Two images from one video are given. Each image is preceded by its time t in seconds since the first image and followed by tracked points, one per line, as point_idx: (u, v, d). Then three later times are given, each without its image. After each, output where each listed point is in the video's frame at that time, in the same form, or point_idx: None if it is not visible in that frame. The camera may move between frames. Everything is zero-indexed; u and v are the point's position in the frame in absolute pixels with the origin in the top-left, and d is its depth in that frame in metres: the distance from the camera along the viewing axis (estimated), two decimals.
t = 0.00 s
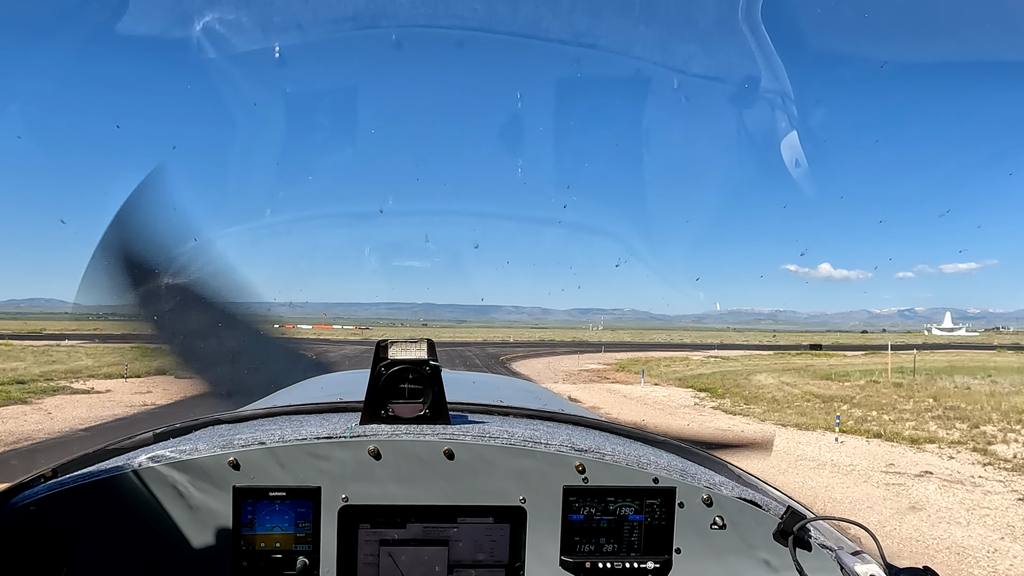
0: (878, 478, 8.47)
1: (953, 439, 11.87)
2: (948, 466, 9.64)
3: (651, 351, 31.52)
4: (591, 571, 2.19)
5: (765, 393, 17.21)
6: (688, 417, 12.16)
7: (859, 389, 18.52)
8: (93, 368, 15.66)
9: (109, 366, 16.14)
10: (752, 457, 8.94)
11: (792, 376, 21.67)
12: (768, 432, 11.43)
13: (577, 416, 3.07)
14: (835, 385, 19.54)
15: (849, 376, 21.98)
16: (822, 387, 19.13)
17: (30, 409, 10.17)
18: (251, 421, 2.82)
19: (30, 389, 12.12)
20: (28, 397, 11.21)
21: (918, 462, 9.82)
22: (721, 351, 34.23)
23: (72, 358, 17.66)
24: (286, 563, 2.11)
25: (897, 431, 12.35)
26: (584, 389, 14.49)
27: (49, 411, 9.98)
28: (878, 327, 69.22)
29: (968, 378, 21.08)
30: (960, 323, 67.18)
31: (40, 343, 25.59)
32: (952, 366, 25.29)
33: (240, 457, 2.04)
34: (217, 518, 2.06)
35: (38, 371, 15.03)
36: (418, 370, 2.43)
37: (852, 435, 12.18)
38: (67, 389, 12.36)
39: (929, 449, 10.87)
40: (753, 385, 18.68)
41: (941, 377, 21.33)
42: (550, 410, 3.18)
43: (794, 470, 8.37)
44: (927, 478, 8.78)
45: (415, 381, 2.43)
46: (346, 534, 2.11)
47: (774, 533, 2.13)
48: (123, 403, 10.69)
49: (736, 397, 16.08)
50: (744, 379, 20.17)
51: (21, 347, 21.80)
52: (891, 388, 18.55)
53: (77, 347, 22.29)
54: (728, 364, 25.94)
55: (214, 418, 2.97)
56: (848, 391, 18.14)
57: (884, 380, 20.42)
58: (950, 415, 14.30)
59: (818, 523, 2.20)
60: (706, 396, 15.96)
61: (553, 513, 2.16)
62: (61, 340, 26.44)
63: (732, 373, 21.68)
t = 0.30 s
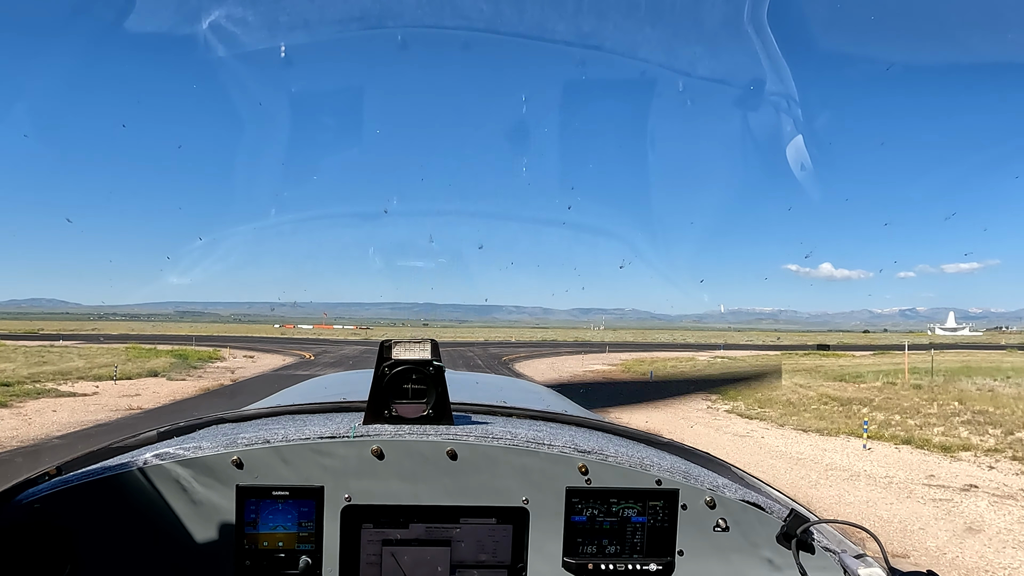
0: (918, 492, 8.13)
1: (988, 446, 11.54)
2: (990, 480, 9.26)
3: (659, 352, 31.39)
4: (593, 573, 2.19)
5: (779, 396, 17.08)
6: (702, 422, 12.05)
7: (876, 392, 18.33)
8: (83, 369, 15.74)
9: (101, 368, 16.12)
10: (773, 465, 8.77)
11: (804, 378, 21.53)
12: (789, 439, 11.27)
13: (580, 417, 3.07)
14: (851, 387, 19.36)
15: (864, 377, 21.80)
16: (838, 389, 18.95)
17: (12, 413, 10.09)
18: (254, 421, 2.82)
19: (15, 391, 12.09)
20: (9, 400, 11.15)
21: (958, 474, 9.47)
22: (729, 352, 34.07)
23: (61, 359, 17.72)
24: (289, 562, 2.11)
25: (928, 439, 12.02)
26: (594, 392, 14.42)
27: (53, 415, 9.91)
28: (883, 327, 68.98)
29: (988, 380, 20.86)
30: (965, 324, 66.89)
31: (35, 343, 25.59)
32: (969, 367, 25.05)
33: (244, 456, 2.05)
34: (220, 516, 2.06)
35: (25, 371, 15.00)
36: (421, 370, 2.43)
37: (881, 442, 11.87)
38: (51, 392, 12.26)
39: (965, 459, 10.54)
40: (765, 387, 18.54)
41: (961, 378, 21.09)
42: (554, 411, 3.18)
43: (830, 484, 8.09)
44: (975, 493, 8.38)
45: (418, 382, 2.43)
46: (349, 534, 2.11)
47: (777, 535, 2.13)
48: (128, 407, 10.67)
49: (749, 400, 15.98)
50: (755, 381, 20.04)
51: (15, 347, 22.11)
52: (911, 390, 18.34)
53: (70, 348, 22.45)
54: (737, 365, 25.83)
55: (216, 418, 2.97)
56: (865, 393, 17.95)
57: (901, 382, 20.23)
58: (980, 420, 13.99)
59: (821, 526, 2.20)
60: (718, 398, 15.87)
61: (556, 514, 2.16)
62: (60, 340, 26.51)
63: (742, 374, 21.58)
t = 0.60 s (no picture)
0: (969, 508, 7.48)
1: None
2: None
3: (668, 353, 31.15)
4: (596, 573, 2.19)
5: (795, 399, 16.92)
6: (715, 425, 11.94)
7: (894, 394, 18.07)
8: (72, 370, 15.79)
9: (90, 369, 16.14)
10: (795, 471, 8.61)
11: (819, 379, 21.34)
12: (813, 445, 10.97)
13: (584, 417, 3.07)
14: (869, 389, 19.11)
15: (880, 378, 21.67)
16: (856, 392, 18.71)
17: None
18: (257, 421, 2.82)
19: None
20: None
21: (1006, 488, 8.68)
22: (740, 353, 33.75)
23: (51, 360, 17.87)
24: (293, 562, 2.11)
25: (966, 445, 11.48)
26: (604, 395, 14.36)
27: (56, 418, 9.90)
28: (889, 328, 68.67)
29: (1010, 382, 20.47)
30: (970, 324, 66.58)
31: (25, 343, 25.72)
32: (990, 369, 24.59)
33: (247, 456, 2.05)
34: (224, 517, 2.06)
35: (14, 374, 15.02)
36: (424, 371, 2.43)
37: (914, 451, 11.41)
38: (35, 395, 12.25)
39: (1006, 469, 9.96)
40: (779, 390, 18.36)
41: (984, 381, 20.71)
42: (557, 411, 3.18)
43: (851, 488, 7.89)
44: None
45: (421, 382, 2.43)
46: (352, 534, 2.11)
47: (781, 535, 2.12)
48: (120, 410, 10.60)
49: (762, 403, 15.87)
50: (768, 383, 19.86)
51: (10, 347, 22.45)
52: (932, 393, 18.03)
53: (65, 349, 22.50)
54: (748, 366, 25.61)
55: (220, 418, 2.97)
56: (883, 397, 17.72)
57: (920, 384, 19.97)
58: (1014, 426, 13.58)
59: (825, 526, 2.20)
60: (731, 401, 15.76)
61: (560, 515, 2.16)
62: (57, 341, 26.55)
63: (754, 376, 21.38)
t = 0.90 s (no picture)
0: None
1: None
2: None
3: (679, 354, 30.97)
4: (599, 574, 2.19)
5: (812, 402, 16.78)
6: (731, 429, 11.92)
7: (916, 398, 17.83)
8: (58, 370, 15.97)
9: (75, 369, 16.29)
10: (830, 480, 8.31)
11: (834, 381, 21.15)
12: (841, 450, 10.70)
13: (586, 417, 3.07)
14: (889, 392, 18.89)
15: (897, 380, 21.42)
16: (875, 394, 18.56)
17: None
18: (259, 422, 2.82)
19: None
20: None
21: None
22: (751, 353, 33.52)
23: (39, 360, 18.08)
24: (295, 562, 2.11)
25: (1005, 454, 11.08)
26: (617, 398, 14.36)
27: (39, 420, 9.90)
28: (899, 328, 68.25)
29: None
30: (977, 323, 66.27)
31: (15, 343, 26.09)
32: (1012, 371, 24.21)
33: (250, 457, 2.05)
34: (226, 517, 2.06)
35: None
36: (426, 371, 2.43)
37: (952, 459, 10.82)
38: (17, 397, 12.32)
39: None
40: (794, 393, 18.21)
41: (1007, 383, 20.43)
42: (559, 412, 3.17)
43: (887, 496, 7.73)
44: None
45: (423, 382, 2.43)
46: (354, 535, 2.11)
47: (783, 535, 2.12)
48: (101, 413, 10.54)
49: (778, 406, 15.76)
50: (781, 385, 19.72)
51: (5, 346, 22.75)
52: (957, 397, 17.74)
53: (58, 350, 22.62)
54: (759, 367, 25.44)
55: (222, 418, 2.97)
56: (905, 399, 17.53)
57: (942, 386, 19.74)
58: None
59: (828, 527, 2.19)
60: (745, 404, 15.72)
61: (562, 515, 2.16)
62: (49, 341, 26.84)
63: (766, 378, 21.22)
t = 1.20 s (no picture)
0: None
1: None
2: None
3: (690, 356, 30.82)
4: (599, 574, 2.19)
5: (831, 405, 16.63)
6: (753, 436, 11.82)
7: (939, 401, 17.61)
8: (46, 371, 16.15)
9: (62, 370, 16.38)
10: (863, 490, 8.17)
11: (849, 383, 20.97)
12: (873, 460, 10.52)
13: (587, 417, 3.07)
14: (911, 396, 18.68)
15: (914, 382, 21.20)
16: (897, 398, 18.36)
17: None
18: (260, 420, 2.83)
19: None
20: None
21: None
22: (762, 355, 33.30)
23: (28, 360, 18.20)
24: (295, 561, 2.11)
25: None
26: (629, 402, 14.33)
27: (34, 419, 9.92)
28: (910, 330, 67.84)
29: None
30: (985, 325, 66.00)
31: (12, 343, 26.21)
32: None
33: (250, 455, 2.06)
34: (228, 515, 2.07)
35: None
36: (427, 370, 2.44)
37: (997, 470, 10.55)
38: None
39: None
40: (809, 396, 18.07)
41: None
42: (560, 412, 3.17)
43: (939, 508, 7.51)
44: None
45: (424, 381, 2.43)
46: (355, 534, 2.12)
47: (784, 536, 2.12)
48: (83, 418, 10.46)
49: (797, 410, 15.63)
50: (794, 387, 19.57)
51: None
52: (984, 401, 17.47)
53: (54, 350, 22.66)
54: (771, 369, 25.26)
55: (223, 417, 2.98)
56: (930, 404, 17.28)
57: (967, 389, 19.48)
58: None
59: (828, 528, 2.19)
60: (761, 408, 15.64)
61: (562, 515, 2.16)
62: (44, 342, 26.99)
63: (778, 379, 21.08)
